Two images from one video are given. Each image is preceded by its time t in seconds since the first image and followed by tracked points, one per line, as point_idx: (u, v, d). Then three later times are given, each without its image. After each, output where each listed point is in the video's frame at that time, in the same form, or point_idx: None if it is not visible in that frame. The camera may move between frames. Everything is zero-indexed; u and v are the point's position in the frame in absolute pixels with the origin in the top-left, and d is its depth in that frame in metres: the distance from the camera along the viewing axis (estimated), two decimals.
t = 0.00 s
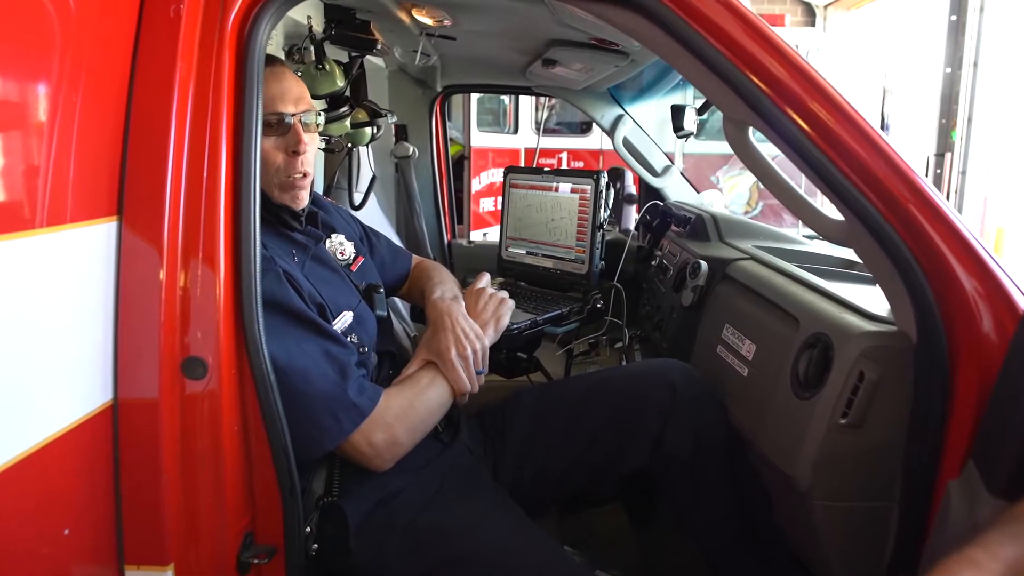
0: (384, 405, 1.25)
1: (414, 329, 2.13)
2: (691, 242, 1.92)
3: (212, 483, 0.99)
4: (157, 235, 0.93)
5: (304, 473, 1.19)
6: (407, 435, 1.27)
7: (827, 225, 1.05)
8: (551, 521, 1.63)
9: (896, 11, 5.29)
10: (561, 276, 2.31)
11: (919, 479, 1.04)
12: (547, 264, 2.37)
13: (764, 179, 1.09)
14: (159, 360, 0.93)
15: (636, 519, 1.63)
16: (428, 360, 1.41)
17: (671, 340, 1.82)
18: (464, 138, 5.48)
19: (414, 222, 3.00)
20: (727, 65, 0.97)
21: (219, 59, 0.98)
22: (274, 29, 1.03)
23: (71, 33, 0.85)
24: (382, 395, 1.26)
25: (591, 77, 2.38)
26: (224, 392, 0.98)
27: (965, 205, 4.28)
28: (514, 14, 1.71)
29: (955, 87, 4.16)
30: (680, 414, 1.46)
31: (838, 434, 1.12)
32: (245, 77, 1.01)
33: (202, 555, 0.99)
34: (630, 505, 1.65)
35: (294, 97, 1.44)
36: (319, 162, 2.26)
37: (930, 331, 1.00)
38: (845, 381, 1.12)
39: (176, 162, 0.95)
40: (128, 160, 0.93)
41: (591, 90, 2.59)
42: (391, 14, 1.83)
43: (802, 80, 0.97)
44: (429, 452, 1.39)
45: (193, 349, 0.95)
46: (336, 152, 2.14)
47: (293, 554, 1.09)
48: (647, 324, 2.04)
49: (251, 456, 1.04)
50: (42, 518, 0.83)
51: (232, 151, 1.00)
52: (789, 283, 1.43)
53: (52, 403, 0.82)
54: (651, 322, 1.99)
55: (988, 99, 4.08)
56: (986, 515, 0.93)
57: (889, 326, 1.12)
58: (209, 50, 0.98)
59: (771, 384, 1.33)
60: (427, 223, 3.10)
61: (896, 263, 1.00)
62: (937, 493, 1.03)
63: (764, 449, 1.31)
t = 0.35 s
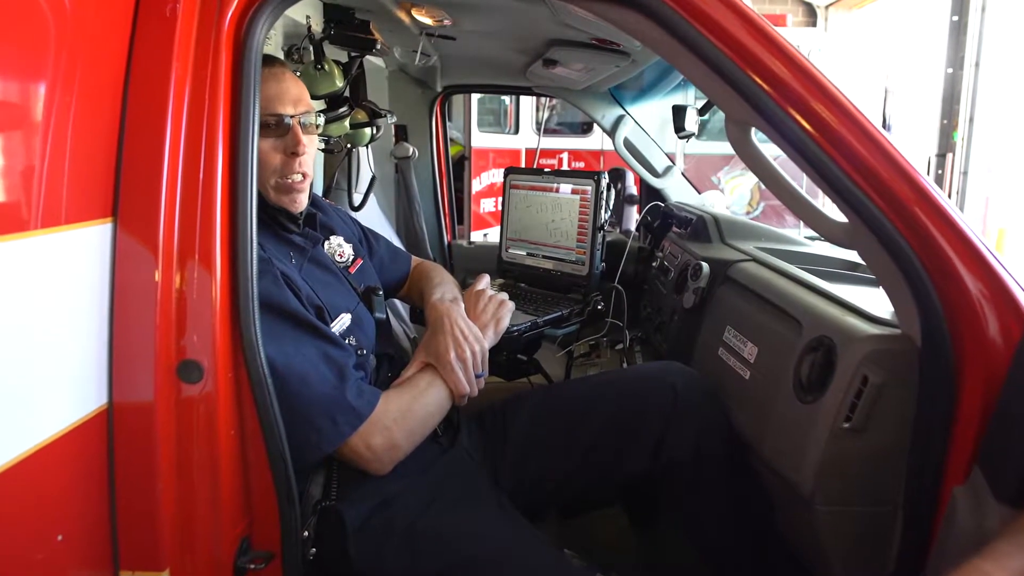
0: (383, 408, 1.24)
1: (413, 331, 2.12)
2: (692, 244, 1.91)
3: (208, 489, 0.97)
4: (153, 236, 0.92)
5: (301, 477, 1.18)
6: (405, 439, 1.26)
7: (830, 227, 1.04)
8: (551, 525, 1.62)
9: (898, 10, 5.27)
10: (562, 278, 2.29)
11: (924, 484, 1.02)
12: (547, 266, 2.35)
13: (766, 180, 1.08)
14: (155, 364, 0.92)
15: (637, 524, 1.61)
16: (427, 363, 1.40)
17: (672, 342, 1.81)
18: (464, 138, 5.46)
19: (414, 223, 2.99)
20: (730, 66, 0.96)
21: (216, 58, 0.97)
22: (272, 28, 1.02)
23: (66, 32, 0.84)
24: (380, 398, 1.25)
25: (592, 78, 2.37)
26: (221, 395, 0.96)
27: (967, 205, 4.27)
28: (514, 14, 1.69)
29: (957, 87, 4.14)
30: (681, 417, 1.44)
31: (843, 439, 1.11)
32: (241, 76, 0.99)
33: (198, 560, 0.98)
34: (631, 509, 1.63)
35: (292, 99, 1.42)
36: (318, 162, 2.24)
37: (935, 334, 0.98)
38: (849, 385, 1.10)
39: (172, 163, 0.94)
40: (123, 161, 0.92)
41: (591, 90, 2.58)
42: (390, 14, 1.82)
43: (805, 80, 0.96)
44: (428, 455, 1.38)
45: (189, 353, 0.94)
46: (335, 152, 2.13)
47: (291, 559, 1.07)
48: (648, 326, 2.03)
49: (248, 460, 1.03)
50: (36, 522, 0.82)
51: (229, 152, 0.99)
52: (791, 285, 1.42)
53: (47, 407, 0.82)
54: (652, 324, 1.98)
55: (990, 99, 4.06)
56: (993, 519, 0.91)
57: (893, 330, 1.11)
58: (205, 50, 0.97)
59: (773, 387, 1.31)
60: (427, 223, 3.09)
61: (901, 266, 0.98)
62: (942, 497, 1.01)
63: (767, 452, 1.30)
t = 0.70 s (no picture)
0: (378, 414, 1.23)
1: (411, 334, 2.11)
2: (692, 246, 1.89)
3: (200, 497, 0.96)
4: (144, 240, 0.91)
5: (296, 484, 1.17)
6: (402, 445, 1.25)
7: (832, 230, 1.02)
8: (551, 530, 1.60)
9: (898, 11, 5.26)
10: (561, 280, 2.28)
11: (929, 491, 1.01)
12: (546, 268, 2.34)
13: (767, 182, 1.06)
14: (146, 370, 0.91)
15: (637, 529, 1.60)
16: (424, 367, 1.38)
17: (672, 345, 1.80)
18: (464, 138, 5.45)
19: (413, 224, 2.98)
20: (730, 66, 0.95)
21: (208, 59, 0.95)
22: (266, 29, 1.00)
23: (55, 33, 0.83)
24: (376, 404, 1.24)
25: (592, 78, 2.35)
26: (213, 401, 0.95)
27: (968, 205, 4.25)
28: (511, 14, 1.68)
29: (958, 87, 4.13)
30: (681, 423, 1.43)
31: (846, 444, 1.09)
32: (234, 77, 0.98)
33: (190, 568, 0.97)
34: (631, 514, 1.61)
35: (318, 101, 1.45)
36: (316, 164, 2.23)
37: (939, 339, 0.97)
38: (851, 391, 1.09)
39: (164, 165, 0.93)
40: (113, 163, 0.91)
41: (591, 91, 2.57)
42: (388, 14, 1.80)
43: (806, 81, 0.94)
44: (426, 460, 1.37)
45: (180, 358, 0.93)
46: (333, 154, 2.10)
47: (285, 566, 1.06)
48: (647, 328, 2.02)
49: (242, 466, 1.01)
50: (24, 531, 0.81)
51: (222, 154, 0.97)
52: (792, 289, 1.40)
53: (38, 413, 0.80)
54: (652, 326, 1.97)
55: (991, 99, 4.05)
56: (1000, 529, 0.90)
57: (895, 334, 1.09)
58: (197, 50, 0.95)
59: (774, 392, 1.30)
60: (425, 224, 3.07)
61: (904, 270, 0.97)
62: (947, 504, 1.00)
63: (768, 458, 1.28)
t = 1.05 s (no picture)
0: (374, 417, 1.21)
1: (409, 336, 2.09)
2: (692, 246, 1.88)
3: (191, 502, 0.94)
4: (134, 241, 0.89)
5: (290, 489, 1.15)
6: (398, 448, 1.24)
7: (833, 231, 1.00)
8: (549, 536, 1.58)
9: (898, 11, 5.26)
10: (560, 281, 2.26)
11: (933, 497, 0.99)
12: (545, 269, 2.32)
13: (767, 183, 1.04)
14: (136, 373, 0.89)
15: (636, 533, 1.58)
16: (420, 369, 1.37)
17: (671, 348, 1.78)
18: (464, 139, 5.43)
19: (411, 225, 2.96)
20: (730, 65, 0.93)
21: (199, 57, 0.94)
22: (258, 27, 0.99)
23: (43, 30, 0.81)
24: (372, 407, 1.22)
25: (592, 78, 2.34)
26: (204, 405, 0.93)
27: (970, 206, 4.23)
28: (510, 13, 1.67)
29: (959, 88, 4.12)
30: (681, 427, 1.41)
31: (849, 448, 1.07)
32: (226, 75, 0.96)
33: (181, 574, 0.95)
34: (630, 519, 1.60)
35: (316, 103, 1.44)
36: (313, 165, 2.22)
37: (944, 341, 0.95)
38: (853, 394, 1.07)
39: (154, 165, 0.91)
40: (102, 164, 0.89)
41: (590, 90, 2.56)
42: (385, 13, 1.79)
43: (807, 80, 0.93)
44: (422, 464, 1.35)
45: (171, 361, 0.91)
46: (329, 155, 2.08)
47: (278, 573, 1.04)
48: (647, 329, 2.00)
49: (234, 471, 0.99)
50: (10, 539, 0.79)
51: (213, 154, 0.96)
52: (793, 290, 1.38)
53: (26, 417, 0.79)
54: (652, 328, 1.95)
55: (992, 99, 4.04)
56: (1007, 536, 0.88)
57: (898, 337, 1.07)
58: (188, 48, 0.94)
59: (775, 396, 1.28)
60: (424, 225, 3.05)
61: (907, 272, 0.95)
62: (952, 510, 0.98)
63: (769, 462, 1.26)
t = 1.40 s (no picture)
0: (373, 419, 1.20)
1: (408, 337, 2.08)
2: (694, 246, 1.86)
3: (187, 505, 0.92)
4: (128, 240, 0.87)
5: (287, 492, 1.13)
6: (397, 451, 1.22)
7: (839, 231, 0.99)
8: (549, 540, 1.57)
9: (899, 11, 5.25)
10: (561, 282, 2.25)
11: (942, 501, 0.98)
12: (546, 269, 2.30)
13: (772, 183, 1.02)
14: (130, 374, 0.88)
15: (637, 536, 1.56)
16: (419, 370, 1.35)
17: (674, 349, 1.76)
18: (464, 138, 5.41)
19: (411, 225, 2.94)
20: (735, 61, 0.91)
21: (195, 55, 0.92)
22: (255, 23, 0.97)
23: (36, 26, 0.80)
24: (371, 409, 1.21)
25: (592, 77, 2.33)
26: (201, 407, 0.92)
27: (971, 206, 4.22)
28: (511, 11, 1.65)
29: (960, 87, 4.10)
30: (684, 429, 1.39)
31: (854, 451, 1.06)
32: (222, 73, 0.95)
33: None
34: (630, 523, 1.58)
35: (298, 97, 1.37)
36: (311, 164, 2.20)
37: (952, 342, 0.94)
38: (859, 397, 1.06)
39: (149, 164, 0.90)
40: (96, 162, 0.87)
41: (590, 89, 2.55)
42: (385, 12, 1.79)
43: (813, 77, 0.91)
44: (422, 467, 1.34)
45: (166, 363, 0.90)
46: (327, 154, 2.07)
47: None
48: (649, 330, 1.99)
49: (230, 474, 0.98)
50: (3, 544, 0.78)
51: (209, 152, 0.94)
52: (797, 291, 1.37)
53: (17, 420, 0.77)
54: (653, 329, 1.93)
55: (994, 99, 4.02)
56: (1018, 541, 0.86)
57: (905, 339, 1.06)
58: (184, 44, 0.92)
59: (780, 398, 1.26)
60: (423, 225, 3.04)
61: (914, 272, 0.94)
62: (961, 516, 0.96)
63: (774, 465, 1.24)
